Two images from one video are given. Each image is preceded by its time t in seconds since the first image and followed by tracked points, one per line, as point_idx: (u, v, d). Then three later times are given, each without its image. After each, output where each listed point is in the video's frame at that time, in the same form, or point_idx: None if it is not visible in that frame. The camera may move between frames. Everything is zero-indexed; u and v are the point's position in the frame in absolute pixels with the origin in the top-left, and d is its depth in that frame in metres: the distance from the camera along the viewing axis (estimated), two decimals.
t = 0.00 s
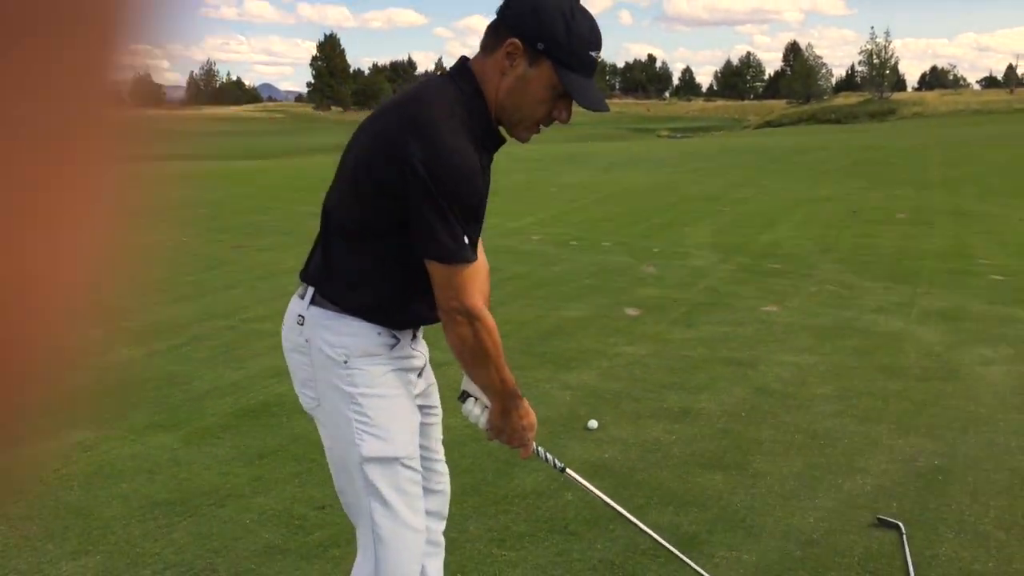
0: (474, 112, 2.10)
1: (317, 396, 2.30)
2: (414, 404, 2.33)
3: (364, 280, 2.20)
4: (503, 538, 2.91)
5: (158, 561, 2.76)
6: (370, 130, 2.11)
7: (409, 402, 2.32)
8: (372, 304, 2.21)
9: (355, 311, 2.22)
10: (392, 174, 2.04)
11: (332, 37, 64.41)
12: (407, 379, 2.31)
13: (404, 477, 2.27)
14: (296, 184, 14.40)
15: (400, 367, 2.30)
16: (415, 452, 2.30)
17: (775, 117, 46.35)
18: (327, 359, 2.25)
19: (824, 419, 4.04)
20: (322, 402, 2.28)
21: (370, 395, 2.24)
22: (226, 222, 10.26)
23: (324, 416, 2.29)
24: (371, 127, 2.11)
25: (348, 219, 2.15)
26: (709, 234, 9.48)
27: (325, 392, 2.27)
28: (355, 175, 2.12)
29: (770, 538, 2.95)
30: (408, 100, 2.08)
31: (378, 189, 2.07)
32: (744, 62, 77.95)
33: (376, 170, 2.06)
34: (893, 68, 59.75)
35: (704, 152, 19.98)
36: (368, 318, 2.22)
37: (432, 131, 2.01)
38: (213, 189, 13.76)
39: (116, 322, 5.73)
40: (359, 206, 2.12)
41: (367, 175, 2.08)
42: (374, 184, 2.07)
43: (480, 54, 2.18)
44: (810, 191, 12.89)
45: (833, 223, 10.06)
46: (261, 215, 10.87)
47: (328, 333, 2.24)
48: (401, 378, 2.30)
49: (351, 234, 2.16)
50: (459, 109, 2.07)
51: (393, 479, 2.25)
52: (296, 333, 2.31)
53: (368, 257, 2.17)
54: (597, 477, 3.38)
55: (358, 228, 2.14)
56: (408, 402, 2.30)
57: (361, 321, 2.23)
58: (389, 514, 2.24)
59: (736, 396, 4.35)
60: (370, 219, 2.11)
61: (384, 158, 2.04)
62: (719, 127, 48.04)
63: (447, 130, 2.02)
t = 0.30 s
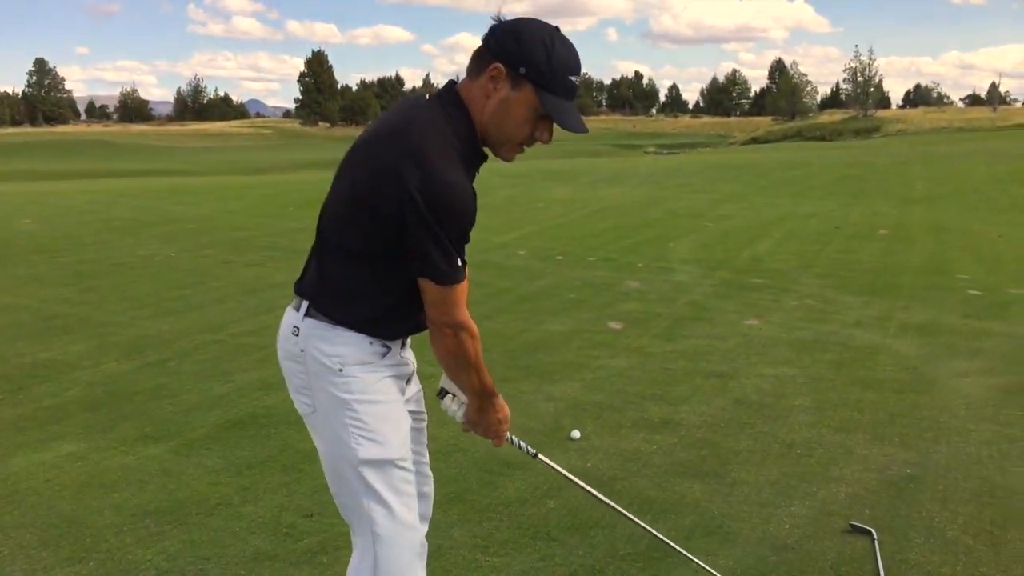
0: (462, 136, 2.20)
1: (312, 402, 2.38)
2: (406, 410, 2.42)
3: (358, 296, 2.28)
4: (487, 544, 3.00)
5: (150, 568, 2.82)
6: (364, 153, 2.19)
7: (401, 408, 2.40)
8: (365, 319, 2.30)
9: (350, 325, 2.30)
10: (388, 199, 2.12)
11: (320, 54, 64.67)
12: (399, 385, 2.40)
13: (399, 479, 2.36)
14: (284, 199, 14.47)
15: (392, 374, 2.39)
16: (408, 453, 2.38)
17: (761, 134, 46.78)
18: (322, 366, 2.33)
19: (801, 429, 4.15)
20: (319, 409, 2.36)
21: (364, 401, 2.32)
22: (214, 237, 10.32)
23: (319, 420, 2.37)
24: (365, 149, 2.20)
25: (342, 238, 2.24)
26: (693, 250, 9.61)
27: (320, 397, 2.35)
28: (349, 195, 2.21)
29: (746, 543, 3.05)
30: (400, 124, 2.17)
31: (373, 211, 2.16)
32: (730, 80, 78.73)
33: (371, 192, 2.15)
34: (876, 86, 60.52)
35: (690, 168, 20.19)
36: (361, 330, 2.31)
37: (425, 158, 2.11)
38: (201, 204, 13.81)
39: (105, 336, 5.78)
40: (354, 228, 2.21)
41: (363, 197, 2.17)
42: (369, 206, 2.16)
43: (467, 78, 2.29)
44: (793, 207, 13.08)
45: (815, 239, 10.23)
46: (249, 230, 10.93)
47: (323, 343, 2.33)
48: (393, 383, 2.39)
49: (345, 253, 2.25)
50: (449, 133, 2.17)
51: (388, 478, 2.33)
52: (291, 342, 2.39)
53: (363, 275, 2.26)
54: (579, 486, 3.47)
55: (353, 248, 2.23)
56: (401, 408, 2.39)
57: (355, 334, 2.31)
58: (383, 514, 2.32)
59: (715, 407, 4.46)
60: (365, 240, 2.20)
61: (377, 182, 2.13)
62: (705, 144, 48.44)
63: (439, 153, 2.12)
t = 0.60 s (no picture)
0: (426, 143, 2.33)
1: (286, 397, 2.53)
2: (371, 408, 2.48)
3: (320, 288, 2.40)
4: (474, 543, 3.10)
5: (147, 567, 2.91)
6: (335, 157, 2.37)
7: (366, 405, 2.47)
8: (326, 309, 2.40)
9: (313, 319, 2.42)
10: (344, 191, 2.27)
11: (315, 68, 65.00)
12: (362, 385, 2.46)
13: (360, 473, 2.46)
14: (280, 211, 14.57)
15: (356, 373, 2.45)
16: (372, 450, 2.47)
17: (755, 144, 47.06)
18: (290, 364, 2.47)
19: (782, 432, 4.26)
20: (290, 405, 2.51)
21: (326, 399, 2.43)
22: (209, 249, 10.42)
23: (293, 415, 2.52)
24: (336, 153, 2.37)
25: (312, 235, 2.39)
26: (683, 259, 9.74)
27: (290, 394, 2.50)
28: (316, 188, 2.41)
29: (725, 540, 3.15)
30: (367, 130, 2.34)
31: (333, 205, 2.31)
32: (723, 91, 79.14)
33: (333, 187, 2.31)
34: (869, 97, 60.97)
35: (683, 179, 20.37)
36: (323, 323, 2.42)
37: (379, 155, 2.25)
38: (196, 217, 13.91)
39: (102, 347, 5.87)
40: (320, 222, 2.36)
41: (328, 194, 2.33)
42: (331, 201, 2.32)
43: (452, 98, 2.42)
44: (783, 216, 13.23)
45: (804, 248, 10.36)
46: (244, 242, 11.03)
47: (289, 341, 2.46)
48: (359, 382, 2.46)
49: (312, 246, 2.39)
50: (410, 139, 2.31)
51: (349, 474, 2.45)
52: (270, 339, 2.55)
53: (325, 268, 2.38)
54: (565, 488, 3.58)
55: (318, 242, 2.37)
56: (364, 406, 2.46)
57: (318, 326, 2.42)
58: (346, 504, 2.46)
59: (700, 411, 4.57)
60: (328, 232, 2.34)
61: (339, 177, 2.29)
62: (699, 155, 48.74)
63: (385, 141, 2.30)
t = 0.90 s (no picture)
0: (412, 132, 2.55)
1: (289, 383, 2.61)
2: (361, 393, 2.52)
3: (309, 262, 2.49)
4: (473, 529, 3.23)
5: (161, 554, 3.04)
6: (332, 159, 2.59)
7: (356, 391, 2.51)
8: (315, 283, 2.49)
9: (306, 303, 2.50)
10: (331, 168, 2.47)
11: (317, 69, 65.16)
12: (353, 370, 2.51)
13: (348, 457, 2.48)
14: (284, 212, 14.72)
15: (346, 358, 2.50)
16: (361, 434, 2.49)
17: (758, 143, 47.15)
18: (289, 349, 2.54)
19: (774, 424, 4.39)
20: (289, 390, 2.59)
21: (316, 383, 2.49)
22: (215, 250, 10.56)
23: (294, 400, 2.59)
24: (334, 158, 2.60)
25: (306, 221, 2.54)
26: (682, 257, 9.87)
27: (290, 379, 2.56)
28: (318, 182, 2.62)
29: (715, 525, 3.28)
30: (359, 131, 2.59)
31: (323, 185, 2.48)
32: (725, 89, 79.18)
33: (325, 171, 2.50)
34: (871, 95, 60.98)
35: (684, 178, 20.48)
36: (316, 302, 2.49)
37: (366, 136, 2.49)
38: (201, 218, 14.06)
39: (112, 346, 6.01)
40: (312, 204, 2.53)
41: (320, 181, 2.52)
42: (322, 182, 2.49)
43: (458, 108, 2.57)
44: (782, 214, 13.35)
45: (802, 246, 10.48)
46: (248, 243, 11.17)
47: (286, 328, 2.54)
48: (349, 367, 2.50)
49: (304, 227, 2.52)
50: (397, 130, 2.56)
51: (338, 459, 2.47)
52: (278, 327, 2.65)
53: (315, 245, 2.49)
54: (561, 477, 3.71)
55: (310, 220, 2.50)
56: (353, 391, 2.51)
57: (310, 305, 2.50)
58: (332, 487, 2.48)
59: (694, 404, 4.70)
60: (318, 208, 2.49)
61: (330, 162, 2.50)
62: (701, 154, 48.79)
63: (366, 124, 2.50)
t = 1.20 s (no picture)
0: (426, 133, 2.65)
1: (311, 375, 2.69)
2: (385, 383, 2.64)
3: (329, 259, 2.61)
4: (477, 521, 3.32)
5: (173, 546, 3.12)
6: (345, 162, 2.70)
7: (381, 381, 2.63)
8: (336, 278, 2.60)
9: (332, 298, 2.60)
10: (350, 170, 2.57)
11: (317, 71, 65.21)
12: (378, 361, 2.62)
13: (374, 443, 2.58)
14: (286, 214, 14.81)
15: (372, 350, 2.61)
16: (386, 422, 2.61)
17: (758, 142, 47.19)
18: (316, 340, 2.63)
19: (771, 418, 4.47)
20: (313, 379, 2.68)
21: (345, 371, 2.59)
22: (218, 252, 10.64)
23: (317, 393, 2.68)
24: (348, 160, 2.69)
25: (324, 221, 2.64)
26: (681, 256, 9.95)
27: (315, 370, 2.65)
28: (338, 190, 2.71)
29: (712, 517, 3.36)
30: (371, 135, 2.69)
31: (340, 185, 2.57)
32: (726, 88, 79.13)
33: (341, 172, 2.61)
34: (872, 93, 60.98)
35: (684, 177, 20.54)
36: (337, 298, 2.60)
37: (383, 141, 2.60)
38: (204, 221, 14.15)
39: (119, 347, 6.10)
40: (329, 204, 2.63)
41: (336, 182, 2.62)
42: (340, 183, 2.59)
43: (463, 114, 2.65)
44: (782, 213, 13.42)
45: (802, 244, 10.55)
46: (252, 244, 11.26)
47: (312, 320, 2.63)
48: (375, 358, 2.62)
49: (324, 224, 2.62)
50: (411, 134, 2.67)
51: (364, 444, 2.57)
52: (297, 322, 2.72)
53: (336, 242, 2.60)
54: (562, 471, 3.79)
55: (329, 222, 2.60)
56: (379, 381, 2.62)
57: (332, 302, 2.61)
58: (358, 472, 2.57)
59: (693, 400, 4.78)
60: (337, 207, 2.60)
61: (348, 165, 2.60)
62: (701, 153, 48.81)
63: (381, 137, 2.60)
